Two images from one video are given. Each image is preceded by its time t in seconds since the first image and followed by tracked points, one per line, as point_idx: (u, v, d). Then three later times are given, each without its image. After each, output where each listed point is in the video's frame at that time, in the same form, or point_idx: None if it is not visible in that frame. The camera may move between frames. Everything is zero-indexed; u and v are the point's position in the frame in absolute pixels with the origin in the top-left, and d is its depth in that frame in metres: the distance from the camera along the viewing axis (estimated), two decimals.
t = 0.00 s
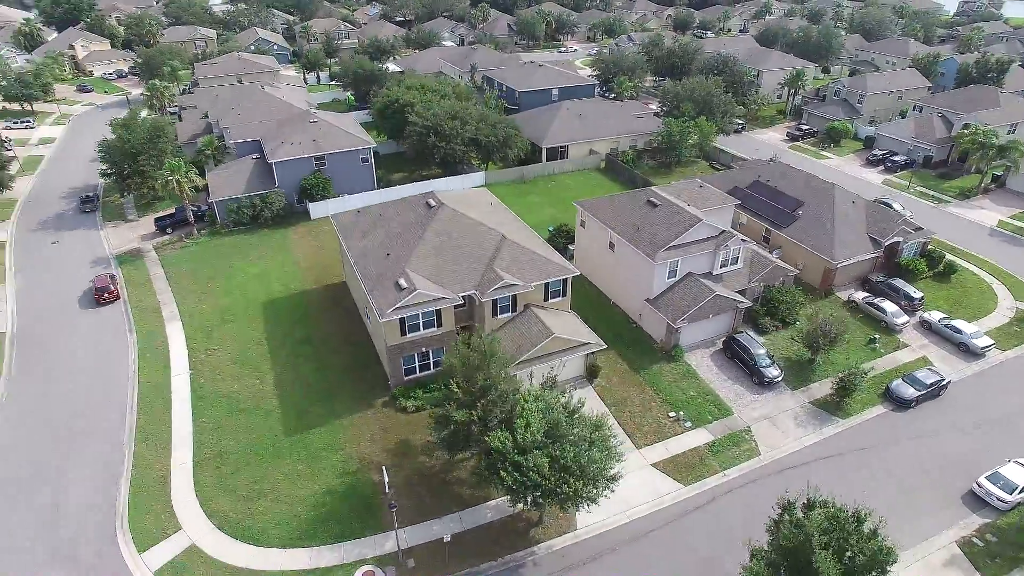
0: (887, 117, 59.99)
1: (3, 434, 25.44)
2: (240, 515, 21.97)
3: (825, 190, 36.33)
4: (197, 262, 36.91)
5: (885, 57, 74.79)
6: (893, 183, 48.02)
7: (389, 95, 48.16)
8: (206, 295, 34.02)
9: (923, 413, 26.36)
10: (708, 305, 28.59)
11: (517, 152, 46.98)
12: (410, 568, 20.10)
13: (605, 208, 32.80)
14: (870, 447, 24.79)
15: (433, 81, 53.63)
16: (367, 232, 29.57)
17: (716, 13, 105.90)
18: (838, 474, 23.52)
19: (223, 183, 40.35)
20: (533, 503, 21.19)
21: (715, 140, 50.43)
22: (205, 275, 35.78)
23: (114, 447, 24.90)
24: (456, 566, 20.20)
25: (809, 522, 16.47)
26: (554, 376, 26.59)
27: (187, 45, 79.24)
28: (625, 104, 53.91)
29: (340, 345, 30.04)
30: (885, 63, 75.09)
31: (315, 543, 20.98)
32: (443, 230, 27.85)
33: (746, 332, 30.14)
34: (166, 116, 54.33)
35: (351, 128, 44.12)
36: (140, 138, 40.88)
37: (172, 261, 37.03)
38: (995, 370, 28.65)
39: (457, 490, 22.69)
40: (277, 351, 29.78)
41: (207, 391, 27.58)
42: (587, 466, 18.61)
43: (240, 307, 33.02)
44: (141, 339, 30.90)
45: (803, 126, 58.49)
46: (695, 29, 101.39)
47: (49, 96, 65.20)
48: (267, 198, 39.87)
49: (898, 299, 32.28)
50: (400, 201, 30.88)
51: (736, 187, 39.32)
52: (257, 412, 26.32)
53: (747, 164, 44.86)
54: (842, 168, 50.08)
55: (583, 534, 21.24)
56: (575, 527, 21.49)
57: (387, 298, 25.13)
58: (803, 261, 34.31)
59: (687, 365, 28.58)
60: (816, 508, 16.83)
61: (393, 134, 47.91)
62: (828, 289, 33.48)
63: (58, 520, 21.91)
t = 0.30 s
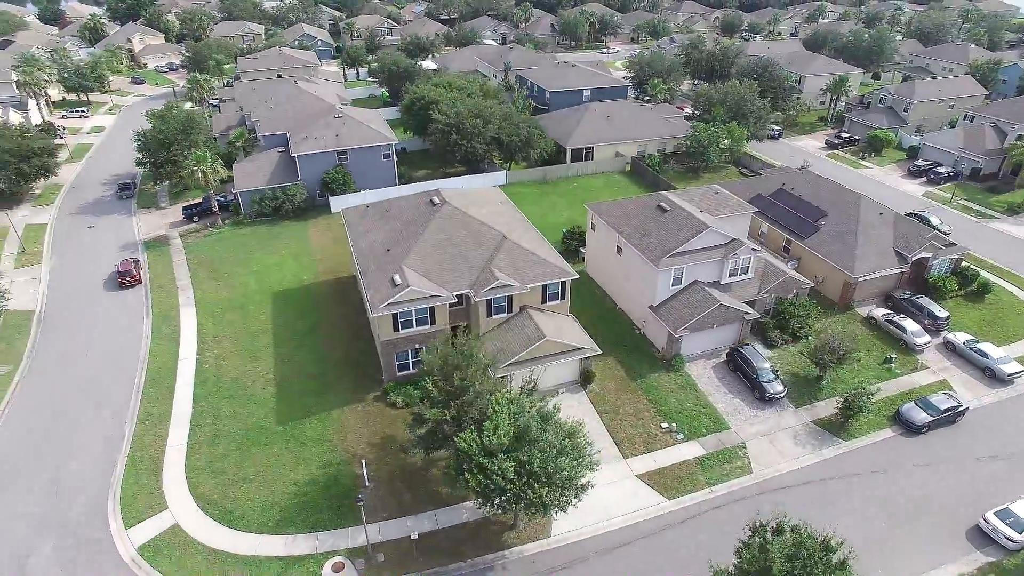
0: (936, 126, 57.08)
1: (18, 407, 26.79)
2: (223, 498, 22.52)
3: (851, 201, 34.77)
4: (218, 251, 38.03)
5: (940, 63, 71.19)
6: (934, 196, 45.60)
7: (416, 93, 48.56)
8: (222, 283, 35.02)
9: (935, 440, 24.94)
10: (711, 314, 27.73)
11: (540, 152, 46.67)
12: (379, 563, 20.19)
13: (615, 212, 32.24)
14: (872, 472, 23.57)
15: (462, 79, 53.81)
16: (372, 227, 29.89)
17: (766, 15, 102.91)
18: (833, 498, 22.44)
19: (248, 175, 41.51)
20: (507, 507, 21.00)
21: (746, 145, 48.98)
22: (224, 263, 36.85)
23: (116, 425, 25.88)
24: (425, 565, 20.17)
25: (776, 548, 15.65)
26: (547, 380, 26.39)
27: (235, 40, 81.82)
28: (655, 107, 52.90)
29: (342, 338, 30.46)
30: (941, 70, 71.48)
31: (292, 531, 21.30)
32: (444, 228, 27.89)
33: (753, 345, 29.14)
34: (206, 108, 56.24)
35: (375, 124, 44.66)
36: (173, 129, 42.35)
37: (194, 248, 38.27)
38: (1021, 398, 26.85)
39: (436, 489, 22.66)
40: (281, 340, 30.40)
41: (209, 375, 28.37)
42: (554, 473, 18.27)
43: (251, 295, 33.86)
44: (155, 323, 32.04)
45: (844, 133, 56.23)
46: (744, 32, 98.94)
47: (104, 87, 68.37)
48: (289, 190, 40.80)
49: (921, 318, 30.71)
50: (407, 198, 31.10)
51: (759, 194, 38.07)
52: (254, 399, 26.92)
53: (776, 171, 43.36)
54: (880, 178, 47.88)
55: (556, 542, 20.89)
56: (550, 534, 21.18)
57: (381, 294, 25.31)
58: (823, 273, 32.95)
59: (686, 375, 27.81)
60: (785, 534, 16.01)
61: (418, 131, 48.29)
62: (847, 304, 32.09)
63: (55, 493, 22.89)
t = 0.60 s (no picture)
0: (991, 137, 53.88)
1: (37, 381, 28.23)
2: (212, 480, 23.16)
3: (878, 217, 33.17)
4: (239, 241, 39.18)
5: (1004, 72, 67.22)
6: (980, 211, 43.05)
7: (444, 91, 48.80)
8: (239, 272, 36.09)
9: (946, 470, 23.55)
10: (714, 326, 26.89)
11: (564, 154, 46.25)
12: (350, 556, 20.41)
13: (625, 216, 31.65)
14: (870, 500, 22.40)
15: (493, 79, 53.82)
16: (378, 223, 30.19)
17: (821, 18, 99.33)
18: (824, 524, 21.45)
19: (273, 168, 42.63)
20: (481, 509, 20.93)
21: (779, 153, 47.41)
22: (244, 253, 37.92)
23: (122, 405, 26.95)
24: (394, 561, 20.26)
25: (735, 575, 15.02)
26: (530, 385, 26.14)
27: (283, 35, 84.04)
28: (687, 111, 51.70)
29: (346, 331, 30.94)
30: (1005, 79, 67.49)
31: (271, 518, 21.74)
32: (445, 227, 27.96)
33: (758, 360, 28.15)
34: (246, 102, 57.98)
35: (400, 121, 45.10)
36: (206, 121, 43.92)
37: (218, 238, 39.53)
38: None
39: (415, 485, 22.76)
40: (287, 330, 31.11)
41: (216, 361, 29.25)
42: (520, 479, 18.01)
43: (265, 285, 34.72)
44: (173, 307, 33.24)
45: (888, 143, 53.77)
46: (795, 36, 96.03)
47: (156, 78, 71.21)
48: (312, 184, 41.68)
49: (946, 341, 29.07)
50: (416, 196, 31.28)
51: (783, 205, 36.78)
52: (255, 386, 27.62)
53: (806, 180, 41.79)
54: (922, 192, 45.53)
55: (528, 548, 20.67)
56: (523, 539, 20.99)
57: (377, 290, 25.55)
58: (843, 289, 31.59)
59: (685, 387, 27.09)
60: (747, 560, 15.33)
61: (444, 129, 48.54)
62: (866, 321, 30.69)
63: (58, 465, 24.04)
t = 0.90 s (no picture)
0: None
1: (52, 359, 29.61)
2: (199, 463, 23.80)
3: (900, 230, 31.65)
4: (258, 232, 40.18)
5: None
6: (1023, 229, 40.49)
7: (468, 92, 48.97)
8: (254, 263, 37.02)
9: (947, 500, 22.27)
10: (711, 336, 26.10)
11: (584, 156, 45.75)
12: (320, 547, 20.63)
13: (630, 222, 31.13)
14: (860, 527, 21.35)
15: (520, 79, 53.71)
16: (382, 220, 30.48)
17: (875, 22, 95.51)
18: (807, 549, 20.54)
19: (295, 162, 43.62)
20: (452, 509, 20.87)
21: (808, 161, 45.80)
22: (261, 244, 38.88)
23: (126, 386, 27.98)
24: (363, 556, 20.39)
25: None
26: (504, 390, 25.63)
27: (326, 32, 85.79)
28: (716, 115, 50.48)
29: (347, 325, 31.33)
30: None
31: (250, 504, 22.19)
32: (443, 226, 28.03)
33: (758, 374, 27.22)
34: (280, 97, 59.45)
35: (421, 119, 45.46)
36: (235, 114, 45.27)
37: (238, 229, 40.64)
38: None
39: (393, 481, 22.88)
40: (291, 321, 31.72)
41: (219, 348, 30.05)
42: (482, 481, 17.87)
43: (276, 277, 35.50)
44: (187, 294, 34.33)
45: (931, 153, 51.18)
46: (845, 41, 92.76)
47: (201, 72, 73.68)
48: (331, 178, 42.43)
49: (964, 364, 27.50)
50: (421, 194, 31.44)
51: (802, 215, 35.51)
52: (253, 374, 28.27)
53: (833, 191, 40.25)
54: (962, 206, 43.15)
55: (496, 552, 20.48)
56: (493, 543, 20.82)
57: (370, 285, 25.80)
58: (857, 305, 30.29)
59: (679, 398, 26.42)
60: None
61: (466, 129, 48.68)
62: (879, 340, 29.33)
63: (60, 441, 25.13)
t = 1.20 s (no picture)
0: None
1: (69, 340, 30.94)
2: (189, 448, 24.48)
3: (920, 244, 30.20)
4: (276, 225, 41.11)
5: None
6: None
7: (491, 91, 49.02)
8: (268, 254, 37.90)
9: (943, 532, 21.05)
10: (706, 348, 25.39)
11: (603, 158, 45.18)
12: (291, 538, 20.92)
13: (633, 227, 30.61)
14: (845, 554, 20.37)
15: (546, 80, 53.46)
16: (385, 218, 30.77)
17: (930, 27, 91.42)
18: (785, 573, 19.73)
19: (316, 157, 44.47)
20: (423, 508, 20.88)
21: (837, 170, 44.10)
22: (277, 237, 39.76)
23: (132, 369, 29.00)
24: (331, 549, 20.58)
25: None
26: (487, 391, 25.47)
27: (365, 30, 87.15)
28: (743, 121, 49.17)
29: (348, 319, 31.73)
30: None
31: (231, 490, 22.69)
32: (441, 225, 28.09)
33: (755, 389, 26.36)
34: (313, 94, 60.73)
35: (441, 117, 45.71)
36: (261, 108, 46.42)
37: (258, 221, 41.66)
38: None
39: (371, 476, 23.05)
40: (295, 313, 32.32)
41: (224, 337, 30.83)
42: (442, 483, 17.79)
43: (287, 269, 36.25)
44: (201, 282, 35.37)
45: (975, 165, 48.53)
46: (897, 46, 89.14)
47: (242, 67, 75.84)
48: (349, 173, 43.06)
49: (980, 389, 25.95)
50: (426, 192, 31.58)
51: (819, 226, 34.26)
52: (252, 363, 28.92)
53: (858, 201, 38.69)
54: (1002, 221, 40.74)
55: (463, 554, 20.38)
56: (461, 544, 20.74)
57: (363, 282, 26.05)
58: (869, 321, 29.05)
59: (669, 410, 25.78)
60: None
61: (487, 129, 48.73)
62: (890, 359, 28.03)
63: (65, 419, 26.21)
